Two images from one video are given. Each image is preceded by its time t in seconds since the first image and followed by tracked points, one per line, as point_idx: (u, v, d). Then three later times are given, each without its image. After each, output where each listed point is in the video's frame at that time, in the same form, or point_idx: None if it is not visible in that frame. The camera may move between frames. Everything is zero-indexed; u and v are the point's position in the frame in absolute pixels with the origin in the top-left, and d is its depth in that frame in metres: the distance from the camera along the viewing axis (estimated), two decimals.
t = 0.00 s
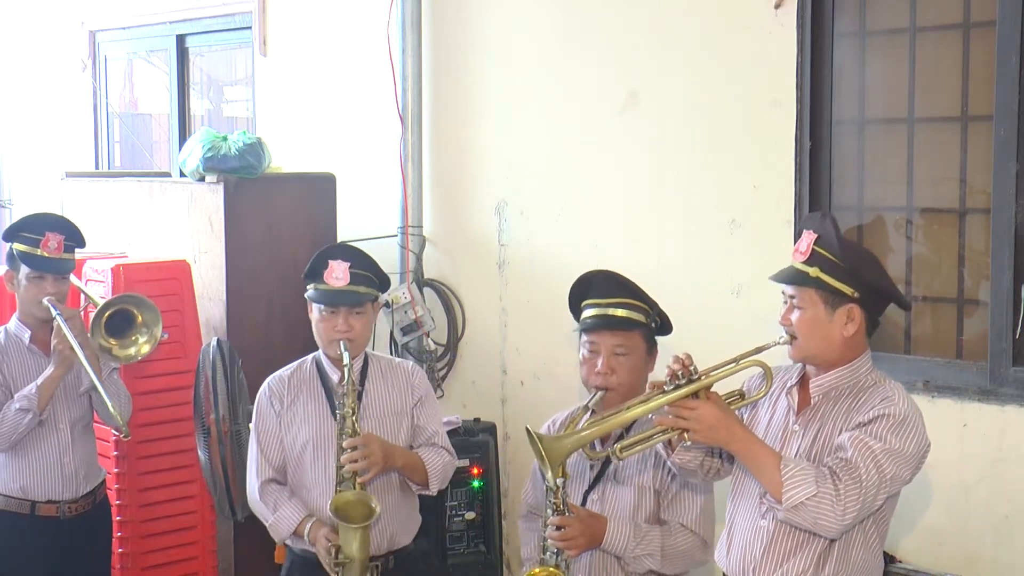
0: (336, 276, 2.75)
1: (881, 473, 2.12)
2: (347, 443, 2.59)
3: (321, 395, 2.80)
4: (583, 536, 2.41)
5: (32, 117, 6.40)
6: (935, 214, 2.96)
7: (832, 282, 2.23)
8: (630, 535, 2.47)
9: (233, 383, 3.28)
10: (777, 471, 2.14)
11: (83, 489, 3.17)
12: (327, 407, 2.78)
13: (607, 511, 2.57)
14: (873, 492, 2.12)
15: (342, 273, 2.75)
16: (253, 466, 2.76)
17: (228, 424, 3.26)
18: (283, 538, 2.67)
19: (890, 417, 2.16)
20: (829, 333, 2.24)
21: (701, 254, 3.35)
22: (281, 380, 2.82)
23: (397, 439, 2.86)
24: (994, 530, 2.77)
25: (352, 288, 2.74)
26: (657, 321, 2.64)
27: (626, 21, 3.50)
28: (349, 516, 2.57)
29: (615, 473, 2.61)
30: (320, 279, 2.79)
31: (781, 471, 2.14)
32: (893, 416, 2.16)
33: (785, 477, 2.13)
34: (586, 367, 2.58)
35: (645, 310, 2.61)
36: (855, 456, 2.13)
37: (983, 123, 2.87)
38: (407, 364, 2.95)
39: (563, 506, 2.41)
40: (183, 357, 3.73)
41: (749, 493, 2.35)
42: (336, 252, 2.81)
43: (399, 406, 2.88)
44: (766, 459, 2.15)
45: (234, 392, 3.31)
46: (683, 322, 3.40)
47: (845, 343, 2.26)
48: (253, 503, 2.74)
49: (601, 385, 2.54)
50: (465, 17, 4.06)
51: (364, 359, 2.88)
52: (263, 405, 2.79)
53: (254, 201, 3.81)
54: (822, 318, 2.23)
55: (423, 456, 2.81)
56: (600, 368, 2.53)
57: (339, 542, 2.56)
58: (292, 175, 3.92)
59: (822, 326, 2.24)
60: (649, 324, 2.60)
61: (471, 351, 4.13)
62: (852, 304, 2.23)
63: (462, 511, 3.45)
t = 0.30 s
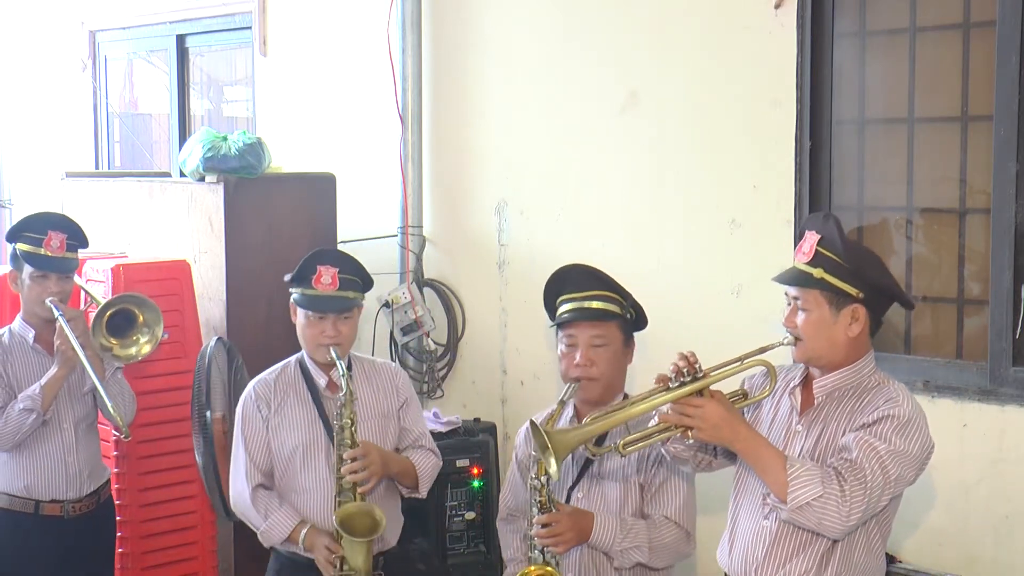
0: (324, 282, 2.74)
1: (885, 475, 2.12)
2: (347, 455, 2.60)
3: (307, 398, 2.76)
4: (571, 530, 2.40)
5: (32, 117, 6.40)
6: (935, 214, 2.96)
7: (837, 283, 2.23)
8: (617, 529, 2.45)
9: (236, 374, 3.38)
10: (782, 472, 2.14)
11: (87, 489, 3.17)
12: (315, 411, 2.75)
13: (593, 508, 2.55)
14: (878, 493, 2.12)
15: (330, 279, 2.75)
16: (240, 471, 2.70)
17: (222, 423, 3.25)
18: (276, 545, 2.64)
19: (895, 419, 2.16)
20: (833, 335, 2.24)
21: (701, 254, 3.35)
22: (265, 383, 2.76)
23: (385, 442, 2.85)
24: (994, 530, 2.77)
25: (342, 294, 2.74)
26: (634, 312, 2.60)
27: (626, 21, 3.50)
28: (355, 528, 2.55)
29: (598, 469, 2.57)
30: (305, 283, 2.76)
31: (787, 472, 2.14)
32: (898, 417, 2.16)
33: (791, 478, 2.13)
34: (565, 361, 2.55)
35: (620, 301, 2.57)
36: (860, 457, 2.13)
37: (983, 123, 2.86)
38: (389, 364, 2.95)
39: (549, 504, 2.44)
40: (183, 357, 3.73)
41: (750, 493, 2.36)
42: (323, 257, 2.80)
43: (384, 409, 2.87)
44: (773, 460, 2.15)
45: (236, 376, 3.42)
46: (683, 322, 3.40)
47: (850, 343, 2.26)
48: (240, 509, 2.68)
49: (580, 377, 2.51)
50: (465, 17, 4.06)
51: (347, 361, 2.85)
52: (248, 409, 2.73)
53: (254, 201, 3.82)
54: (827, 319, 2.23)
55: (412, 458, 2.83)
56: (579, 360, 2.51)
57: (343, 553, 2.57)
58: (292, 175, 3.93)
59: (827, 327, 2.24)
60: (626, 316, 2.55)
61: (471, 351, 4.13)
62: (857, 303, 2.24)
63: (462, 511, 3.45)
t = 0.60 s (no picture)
0: (322, 287, 2.73)
1: (889, 472, 2.13)
2: (349, 462, 2.62)
3: (301, 399, 2.75)
4: (564, 529, 2.40)
5: (32, 117, 6.40)
6: (935, 214, 2.96)
7: (843, 280, 2.23)
8: (609, 526, 2.45)
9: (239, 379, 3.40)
10: (786, 470, 2.14)
11: (89, 488, 3.17)
12: (307, 411, 2.74)
13: (583, 506, 2.53)
14: (881, 490, 2.12)
15: (327, 283, 2.74)
16: (234, 471, 2.68)
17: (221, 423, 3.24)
18: (272, 546, 2.63)
19: (898, 416, 2.16)
20: (839, 332, 2.24)
21: (701, 254, 3.35)
22: (257, 384, 2.75)
23: (378, 443, 2.85)
24: (994, 530, 2.77)
25: (338, 298, 2.74)
26: (615, 314, 2.60)
27: (625, 22, 3.50)
28: (359, 536, 2.59)
29: (587, 467, 2.56)
30: (299, 287, 2.74)
31: (791, 470, 2.14)
32: (901, 414, 2.16)
33: (795, 476, 2.13)
34: (547, 362, 2.54)
35: (601, 302, 2.57)
36: (863, 454, 2.13)
37: (983, 123, 2.86)
38: (381, 364, 2.95)
39: (542, 504, 2.43)
40: (183, 357, 3.73)
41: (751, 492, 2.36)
42: (317, 261, 2.79)
43: (377, 409, 2.87)
44: (776, 457, 2.14)
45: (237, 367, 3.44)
46: (684, 322, 3.40)
47: (855, 341, 2.26)
48: (235, 510, 2.68)
49: (562, 377, 2.51)
50: (465, 17, 4.06)
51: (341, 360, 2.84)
52: (242, 409, 2.71)
53: (253, 200, 3.82)
54: (833, 316, 2.23)
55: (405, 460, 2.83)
56: (562, 360, 2.50)
57: (346, 561, 2.59)
58: (292, 175, 3.93)
59: (833, 325, 2.24)
60: (608, 316, 2.57)
61: (470, 351, 4.13)
62: (863, 300, 2.24)
63: (462, 511, 3.45)
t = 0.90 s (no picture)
0: (324, 286, 2.73)
1: (890, 467, 2.13)
2: (351, 463, 2.62)
3: (300, 398, 2.75)
4: (559, 533, 2.39)
5: (32, 117, 6.40)
6: (935, 213, 2.96)
7: (846, 278, 2.23)
8: (604, 529, 2.45)
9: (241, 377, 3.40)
10: (788, 466, 2.14)
11: (88, 488, 3.18)
12: (306, 410, 2.74)
13: (574, 510, 2.52)
14: (883, 485, 2.12)
15: (330, 283, 2.74)
16: (233, 469, 2.68)
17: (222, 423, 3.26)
18: (271, 545, 2.63)
19: (899, 411, 2.17)
20: (842, 330, 2.24)
21: (701, 254, 3.34)
22: (256, 382, 2.75)
23: (377, 442, 2.85)
24: (994, 530, 2.77)
25: (341, 298, 2.74)
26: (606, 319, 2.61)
27: (625, 21, 3.50)
28: (360, 535, 2.59)
29: (576, 472, 2.54)
30: (301, 286, 2.74)
31: (793, 465, 2.14)
32: (901, 409, 2.17)
33: (797, 470, 2.13)
34: (538, 365, 2.52)
35: (593, 306, 2.57)
36: (865, 449, 2.13)
37: (983, 123, 2.86)
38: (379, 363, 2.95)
39: (537, 508, 2.40)
40: (183, 357, 3.73)
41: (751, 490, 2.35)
42: (320, 261, 2.79)
43: (376, 408, 2.86)
44: (778, 452, 2.14)
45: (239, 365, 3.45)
46: (684, 322, 3.40)
47: (857, 339, 2.26)
48: (234, 509, 2.67)
49: (556, 382, 2.49)
50: (464, 17, 4.06)
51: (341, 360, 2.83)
52: (241, 407, 2.71)
53: (253, 201, 3.82)
54: (836, 314, 2.24)
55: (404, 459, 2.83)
56: (554, 364, 2.49)
57: (347, 562, 2.59)
58: (292, 175, 3.93)
59: (836, 323, 2.24)
60: (598, 319, 2.56)
61: (470, 351, 4.13)
62: (865, 297, 2.24)
63: (462, 511, 3.45)
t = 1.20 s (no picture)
0: (327, 286, 2.73)
1: (889, 464, 2.13)
2: (353, 462, 2.64)
3: (300, 398, 2.75)
4: (557, 540, 2.39)
5: (32, 117, 6.40)
6: (935, 213, 2.96)
7: (843, 277, 2.23)
8: (600, 534, 2.45)
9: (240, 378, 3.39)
10: (788, 464, 2.14)
11: (86, 486, 3.18)
12: (306, 410, 2.74)
13: (569, 513, 2.52)
14: (882, 482, 2.12)
15: (332, 283, 2.74)
16: (233, 469, 2.68)
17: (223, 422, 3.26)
18: (271, 545, 2.63)
19: (897, 409, 2.17)
20: (840, 328, 2.25)
21: (701, 254, 3.34)
22: (255, 382, 2.75)
23: (377, 442, 2.85)
24: (994, 530, 2.77)
25: (343, 298, 2.74)
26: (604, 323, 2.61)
27: (624, 21, 3.50)
28: (363, 534, 2.58)
29: (572, 475, 2.54)
30: (302, 286, 2.74)
31: (793, 463, 2.14)
32: (900, 407, 2.17)
33: (796, 468, 2.13)
34: (536, 371, 2.51)
35: (592, 311, 2.57)
36: (864, 447, 2.13)
37: (983, 123, 2.86)
38: (379, 363, 2.94)
39: (535, 516, 2.41)
40: (183, 357, 3.73)
41: (750, 492, 2.35)
42: (322, 261, 2.79)
43: (375, 408, 2.86)
44: (778, 451, 2.15)
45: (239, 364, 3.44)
46: (684, 322, 3.40)
47: (856, 337, 2.27)
48: (234, 509, 2.67)
49: (553, 389, 2.49)
50: (464, 17, 4.06)
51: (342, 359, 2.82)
52: (240, 407, 2.71)
53: (252, 201, 3.82)
54: (834, 313, 2.24)
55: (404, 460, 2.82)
56: (551, 371, 2.48)
57: (348, 560, 2.58)
58: (292, 175, 3.93)
59: (834, 322, 2.24)
60: (596, 324, 2.56)
61: (470, 351, 4.13)
62: (862, 295, 2.25)
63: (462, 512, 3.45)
